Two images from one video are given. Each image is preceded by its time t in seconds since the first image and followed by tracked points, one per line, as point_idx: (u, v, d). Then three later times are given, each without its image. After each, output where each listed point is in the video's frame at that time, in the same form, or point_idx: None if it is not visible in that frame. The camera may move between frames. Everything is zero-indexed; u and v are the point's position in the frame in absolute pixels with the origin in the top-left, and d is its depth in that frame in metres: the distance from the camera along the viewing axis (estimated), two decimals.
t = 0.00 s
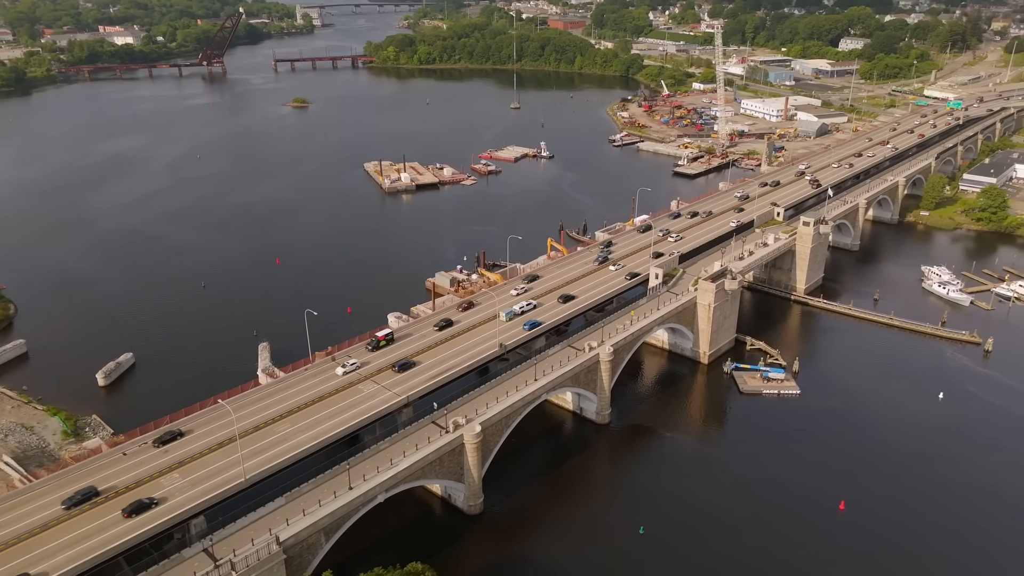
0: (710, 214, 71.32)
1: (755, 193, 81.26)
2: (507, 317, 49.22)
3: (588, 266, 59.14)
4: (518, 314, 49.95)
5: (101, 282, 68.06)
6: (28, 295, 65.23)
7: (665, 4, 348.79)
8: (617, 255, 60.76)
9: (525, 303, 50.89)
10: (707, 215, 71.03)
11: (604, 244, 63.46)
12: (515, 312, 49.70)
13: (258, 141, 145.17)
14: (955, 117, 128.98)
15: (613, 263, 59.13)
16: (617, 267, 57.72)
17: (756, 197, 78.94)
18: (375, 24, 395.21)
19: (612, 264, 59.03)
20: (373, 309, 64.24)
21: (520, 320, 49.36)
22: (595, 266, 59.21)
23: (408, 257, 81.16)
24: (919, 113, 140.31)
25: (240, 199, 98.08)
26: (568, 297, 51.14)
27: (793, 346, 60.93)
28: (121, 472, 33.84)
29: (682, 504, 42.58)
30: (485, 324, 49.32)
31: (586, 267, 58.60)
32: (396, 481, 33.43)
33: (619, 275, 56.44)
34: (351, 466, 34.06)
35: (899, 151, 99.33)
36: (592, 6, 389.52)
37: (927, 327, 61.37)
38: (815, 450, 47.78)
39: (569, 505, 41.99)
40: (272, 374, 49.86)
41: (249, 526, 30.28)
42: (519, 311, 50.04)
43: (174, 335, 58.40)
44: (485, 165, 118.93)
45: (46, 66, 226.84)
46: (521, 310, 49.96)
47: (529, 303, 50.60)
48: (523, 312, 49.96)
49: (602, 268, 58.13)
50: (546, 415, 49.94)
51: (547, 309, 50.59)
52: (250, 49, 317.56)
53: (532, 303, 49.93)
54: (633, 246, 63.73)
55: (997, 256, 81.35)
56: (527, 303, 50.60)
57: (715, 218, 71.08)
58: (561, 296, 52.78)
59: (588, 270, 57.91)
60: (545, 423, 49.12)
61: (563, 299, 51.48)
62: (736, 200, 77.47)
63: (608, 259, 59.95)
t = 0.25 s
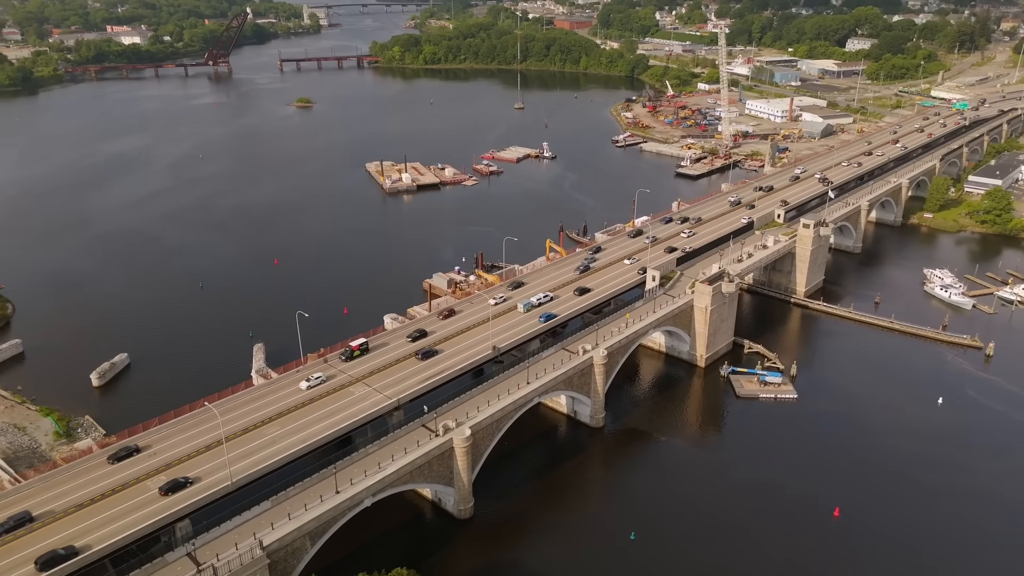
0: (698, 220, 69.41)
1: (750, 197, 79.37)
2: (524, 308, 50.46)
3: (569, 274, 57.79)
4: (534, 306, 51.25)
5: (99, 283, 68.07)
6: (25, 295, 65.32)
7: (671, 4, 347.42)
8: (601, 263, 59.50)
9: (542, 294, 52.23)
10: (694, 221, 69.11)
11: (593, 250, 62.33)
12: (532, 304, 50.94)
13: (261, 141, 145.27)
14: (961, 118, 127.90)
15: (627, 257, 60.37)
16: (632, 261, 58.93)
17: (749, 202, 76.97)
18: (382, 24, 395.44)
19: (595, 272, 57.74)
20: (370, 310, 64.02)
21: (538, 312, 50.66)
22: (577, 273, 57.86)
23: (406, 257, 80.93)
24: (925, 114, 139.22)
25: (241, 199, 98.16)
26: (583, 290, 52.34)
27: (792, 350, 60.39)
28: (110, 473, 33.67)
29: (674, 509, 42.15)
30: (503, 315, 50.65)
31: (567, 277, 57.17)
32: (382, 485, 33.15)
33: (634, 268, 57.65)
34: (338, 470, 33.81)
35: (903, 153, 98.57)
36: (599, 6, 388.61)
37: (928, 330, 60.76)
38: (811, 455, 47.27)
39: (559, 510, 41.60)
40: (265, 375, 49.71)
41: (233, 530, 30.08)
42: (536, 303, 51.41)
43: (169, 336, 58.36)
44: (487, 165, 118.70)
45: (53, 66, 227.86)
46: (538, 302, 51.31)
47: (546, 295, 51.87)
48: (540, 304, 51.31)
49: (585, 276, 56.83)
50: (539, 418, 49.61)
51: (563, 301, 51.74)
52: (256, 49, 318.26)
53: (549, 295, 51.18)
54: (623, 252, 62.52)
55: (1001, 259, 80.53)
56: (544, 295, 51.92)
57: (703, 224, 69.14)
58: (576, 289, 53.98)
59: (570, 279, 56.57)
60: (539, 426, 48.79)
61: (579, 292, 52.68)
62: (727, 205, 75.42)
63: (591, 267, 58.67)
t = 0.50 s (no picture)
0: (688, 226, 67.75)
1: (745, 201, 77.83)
2: (540, 301, 51.66)
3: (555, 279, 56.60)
4: (551, 299, 52.40)
5: (98, 283, 68.16)
6: (25, 294, 65.54)
7: (678, 4, 345.96)
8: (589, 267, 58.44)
9: (558, 288, 53.30)
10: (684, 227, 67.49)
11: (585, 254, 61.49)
12: (548, 298, 52.06)
13: (264, 141, 145.40)
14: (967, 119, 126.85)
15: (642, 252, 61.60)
16: (646, 256, 60.11)
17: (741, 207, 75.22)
18: (388, 24, 395.73)
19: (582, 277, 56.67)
20: (367, 312, 63.90)
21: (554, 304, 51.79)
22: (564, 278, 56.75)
23: (406, 258, 80.80)
24: (931, 115, 138.10)
25: (242, 199, 98.24)
26: (598, 283, 53.24)
27: (792, 353, 59.89)
28: (99, 475, 33.58)
29: (668, 514, 41.83)
30: (520, 307, 51.80)
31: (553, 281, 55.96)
32: (372, 489, 32.93)
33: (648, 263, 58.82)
34: (328, 473, 33.60)
35: (908, 154, 97.79)
36: (605, 6, 387.83)
37: (929, 334, 60.20)
38: (808, 460, 46.89)
39: (552, 514, 41.32)
40: (259, 376, 49.69)
41: (220, 534, 29.94)
42: (552, 296, 52.54)
43: (166, 336, 58.41)
44: (489, 166, 118.49)
45: (60, 66, 228.88)
46: (554, 295, 52.34)
47: (561, 288, 52.93)
48: (555, 297, 52.39)
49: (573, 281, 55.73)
50: (535, 421, 49.32)
51: (577, 295, 52.78)
52: (263, 48, 318.99)
53: (564, 289, 52.22)
54: (614, 257, 61.41)
55: (1006, 262, 79.72)
56: (559, 289, 53.00)
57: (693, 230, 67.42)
58: (592, 282, 55.12)
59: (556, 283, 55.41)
60: (534, 428, 48.51)
61: (593, 285, 53.54)
62: (719, 210, 73.66)
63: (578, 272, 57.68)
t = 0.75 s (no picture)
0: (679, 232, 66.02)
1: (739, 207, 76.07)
2: (560, 294, 52.76)
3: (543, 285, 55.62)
4: (570, 292, 53.50)
5: (99, 282, 68.29)
6: (26, 293, 65.81)
7: (688, 4, 344.43)
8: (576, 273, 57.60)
9: (577, 282, 54.35)
10: (675, 233, 65.83)
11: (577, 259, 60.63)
12: (568, 290, 53.14)
13: (270, 141, 145.65)
14: (978, 121, 125.50)
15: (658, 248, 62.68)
16: (664, 252, 61.12)
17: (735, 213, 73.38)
18: (398, 25, 396.19)
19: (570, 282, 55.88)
20: (366, 313, 63.75)
21: (574, 297, 52.81)
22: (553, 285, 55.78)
23: (408, 258, 80.67)
24: (941, 117, 136.77)
25: (245, 199, 98.38)
26: (616, 277, 54.19)
27: (793, 357, 59.26)
28: (90, 477, 33.50)
29: (664, 520, 41.43)
30: (540, 300, 52.95)
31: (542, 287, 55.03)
32: (362, 493, 32.73)
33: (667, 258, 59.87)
34: (318, 476, 33.44)
35: (916, 156, 96.76)
36: (615, 6, 386.68)
37: (934, 339, 59.45)
38: (807, 466, 46.34)
39: (546, 519, 40.98)
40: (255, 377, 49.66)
41: (207, 538, 29.82)
42: (572, 290, 53.61)
43: (165, 336, 58.47)
44: (493, 166, 118.29)
45: (70, 65, 230.25)
46: (574, 288, 53.37)
47: (581, 282, 53.99)
48: (575, 290, 53.46)
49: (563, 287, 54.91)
50: (531, 424, 48.94)
51: (596, 289, 53.81)
52: (272, 48, 319.98)
53: (583, 282, 53.24)
54: (605, 263, 60.35)
55: (1015, 265, 78.68)
56: (578, 282, 54.03)
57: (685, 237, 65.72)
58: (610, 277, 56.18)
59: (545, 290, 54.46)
60: (531, 432, 48.17)
61: (612, 279, 54.51)
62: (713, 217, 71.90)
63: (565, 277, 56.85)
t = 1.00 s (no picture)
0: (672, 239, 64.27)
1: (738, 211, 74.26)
2: (581, 288, 54.15)
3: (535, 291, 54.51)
4: (590, 286, 54.86)
5: (103, 282, 68.54)
6: (31, 292, 66.17)
7: (699, 3, 342.62)
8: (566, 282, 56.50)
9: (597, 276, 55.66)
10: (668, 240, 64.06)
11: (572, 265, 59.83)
12: (587, 285, 54.49)
13: (278, 140, 146.09)
14: (990, 122, 123.97)
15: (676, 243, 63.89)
16: (681, 247, 62.35)
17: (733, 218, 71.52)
18: (409, 24, 396.59)
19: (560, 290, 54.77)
20: (368, 314, 63.61)
21: (593, 291, 54.17)
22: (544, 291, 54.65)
23: (412, 258, 80.52)
24: (953, 118, 135.29)
25: (251, 199, 98.58)
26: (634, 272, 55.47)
27: (797, 362, 58.60)
28: (85, 477, 33.51)
29: (662, 525, 41.00)
30: (561, 293, 54.36)
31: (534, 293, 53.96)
32: (355, 496, 32.54)
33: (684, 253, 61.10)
34: (311, 479, 33.26)
35: (926, 157, 95.64)
36: (626, 6, 385.41)
37: (940, 344, 58.64)
38: (809, 472, 45.77)
39: (543, 524, 40.64)
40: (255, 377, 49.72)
41: (198, 540, 29.71)
42: (592, 284, 54.93)
43: (167, 335, 58.61)
44: (500, 167, 118.10)
45: (82, 64, 231.94)
46: (594, 282, 54.68)
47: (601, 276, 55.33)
48: (595, 285, 54.82)
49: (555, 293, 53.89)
50: (530, 427, 48.63)
51: (615, 283, 55.08)
52: (283, 48, 321.08)
53: (603, 276, 54.52)
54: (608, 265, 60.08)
55: None
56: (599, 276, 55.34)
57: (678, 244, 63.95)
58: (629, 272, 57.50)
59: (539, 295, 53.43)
60: (530, 435, 47.85)
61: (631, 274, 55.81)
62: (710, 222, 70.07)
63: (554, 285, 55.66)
